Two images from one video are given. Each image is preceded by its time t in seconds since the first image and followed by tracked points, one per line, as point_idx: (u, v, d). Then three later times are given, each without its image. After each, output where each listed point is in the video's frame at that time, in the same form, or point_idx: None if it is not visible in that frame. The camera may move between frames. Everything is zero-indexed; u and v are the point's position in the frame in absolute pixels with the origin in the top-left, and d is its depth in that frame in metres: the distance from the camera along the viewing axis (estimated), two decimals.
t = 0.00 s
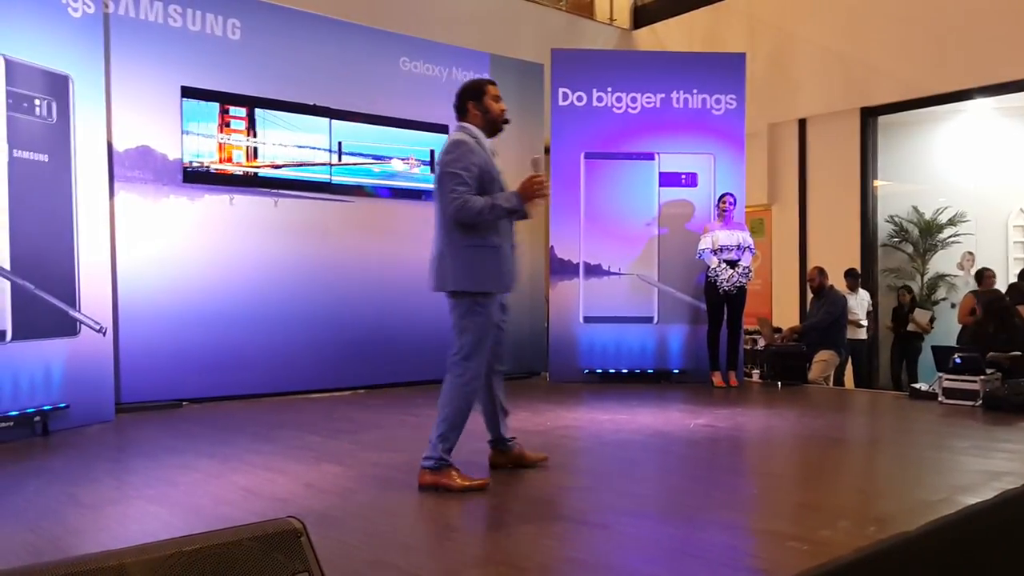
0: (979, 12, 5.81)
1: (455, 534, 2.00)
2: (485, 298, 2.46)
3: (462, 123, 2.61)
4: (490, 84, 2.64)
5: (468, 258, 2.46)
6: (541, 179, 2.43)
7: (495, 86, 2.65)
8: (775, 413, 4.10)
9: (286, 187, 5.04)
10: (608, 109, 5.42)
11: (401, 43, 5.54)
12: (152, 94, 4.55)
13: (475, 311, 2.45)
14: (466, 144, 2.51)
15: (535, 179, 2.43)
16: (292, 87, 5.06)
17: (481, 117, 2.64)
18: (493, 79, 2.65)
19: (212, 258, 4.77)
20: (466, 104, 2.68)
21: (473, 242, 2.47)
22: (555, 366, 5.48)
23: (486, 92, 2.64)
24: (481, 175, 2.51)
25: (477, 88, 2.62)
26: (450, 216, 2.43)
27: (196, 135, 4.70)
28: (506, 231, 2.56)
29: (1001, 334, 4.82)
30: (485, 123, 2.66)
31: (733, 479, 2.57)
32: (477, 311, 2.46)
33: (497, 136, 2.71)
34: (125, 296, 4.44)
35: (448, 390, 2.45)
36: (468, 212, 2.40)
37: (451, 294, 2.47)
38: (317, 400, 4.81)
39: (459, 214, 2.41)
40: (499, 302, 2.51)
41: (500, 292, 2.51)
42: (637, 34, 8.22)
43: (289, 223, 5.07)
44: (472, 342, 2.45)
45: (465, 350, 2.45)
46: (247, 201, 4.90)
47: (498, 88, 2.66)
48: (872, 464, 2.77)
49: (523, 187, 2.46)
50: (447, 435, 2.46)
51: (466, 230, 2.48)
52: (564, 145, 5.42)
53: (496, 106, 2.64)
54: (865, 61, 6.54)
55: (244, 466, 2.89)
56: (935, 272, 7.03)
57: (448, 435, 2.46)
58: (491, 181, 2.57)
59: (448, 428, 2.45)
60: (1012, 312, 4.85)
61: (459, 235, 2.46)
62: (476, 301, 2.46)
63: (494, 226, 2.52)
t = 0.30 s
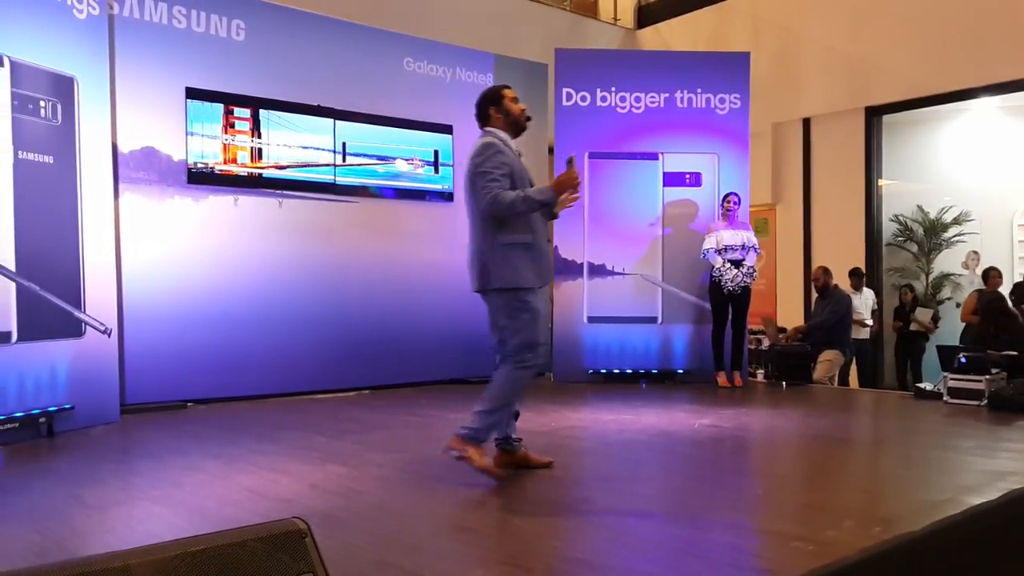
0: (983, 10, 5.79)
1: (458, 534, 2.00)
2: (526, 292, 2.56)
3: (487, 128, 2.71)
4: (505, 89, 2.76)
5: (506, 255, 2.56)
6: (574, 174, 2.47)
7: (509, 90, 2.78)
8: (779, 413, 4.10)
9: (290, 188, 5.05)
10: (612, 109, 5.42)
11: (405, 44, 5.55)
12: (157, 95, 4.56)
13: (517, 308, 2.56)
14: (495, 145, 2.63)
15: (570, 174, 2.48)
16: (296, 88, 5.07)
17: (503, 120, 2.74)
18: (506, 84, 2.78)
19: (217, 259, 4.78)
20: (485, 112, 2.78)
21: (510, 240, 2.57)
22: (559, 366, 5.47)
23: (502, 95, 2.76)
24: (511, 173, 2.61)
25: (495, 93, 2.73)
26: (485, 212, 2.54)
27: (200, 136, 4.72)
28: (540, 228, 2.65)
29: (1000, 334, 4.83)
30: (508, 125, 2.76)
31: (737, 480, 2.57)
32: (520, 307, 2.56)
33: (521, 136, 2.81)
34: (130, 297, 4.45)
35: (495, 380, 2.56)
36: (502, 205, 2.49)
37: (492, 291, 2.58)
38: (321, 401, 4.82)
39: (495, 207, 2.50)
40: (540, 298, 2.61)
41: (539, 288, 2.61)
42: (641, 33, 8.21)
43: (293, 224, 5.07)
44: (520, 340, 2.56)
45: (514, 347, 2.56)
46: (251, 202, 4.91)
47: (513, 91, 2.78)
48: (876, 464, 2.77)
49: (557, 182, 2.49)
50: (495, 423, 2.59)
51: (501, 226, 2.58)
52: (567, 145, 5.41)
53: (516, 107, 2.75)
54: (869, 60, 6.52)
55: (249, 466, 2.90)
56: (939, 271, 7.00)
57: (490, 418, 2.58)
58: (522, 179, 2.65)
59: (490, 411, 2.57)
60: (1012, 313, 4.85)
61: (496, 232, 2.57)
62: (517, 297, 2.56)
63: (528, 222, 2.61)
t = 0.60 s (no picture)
0: (990, 9, 5.77)
1: (463, 534, 2.01)
2: (562, 287, 2.65)
3: (509, 131, 2.82)
4: (524, 91, 2.85)
5: (544, 248, 2.64)
6: (601, 134, 2.51)
7: (528, 91, 2.86)
8: (785, 413, 4.09)
9: (296, 188, 5.06)
10: (618, 109, 5.42)
11: (411, 44, 5.55)
12: (164, 96, 4.58)
13: (561, 303, 2.65)
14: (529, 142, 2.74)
15: (597, 135, 2.52)
16: (302, 89, 5.08)
17: (525, 121, 2.84)
18: (524, 85, 2.87)
19: (224, 259, 4.80)
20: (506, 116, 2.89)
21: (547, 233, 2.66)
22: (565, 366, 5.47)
23: (522, 97, 2.85)
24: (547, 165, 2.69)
25: (513, 96, 2.83)
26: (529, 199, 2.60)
27: (207, 137, 4.73)
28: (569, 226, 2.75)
29: (1005, 334, 4.83)
30: (530, 125, 2.85)
31: (743, 480, 2.57)
32: (560, 301, 2.65)
33: (545, 133, 2.90)
34: (137, 297, 4.47)
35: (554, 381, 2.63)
36: (545, 190, 2.55)
37: (531, 285, 2.64)
38: (327, 401, 4.83)
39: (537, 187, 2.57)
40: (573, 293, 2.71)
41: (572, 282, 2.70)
42: (647, 33, 8.19)
43: (299, 224, 5.08)
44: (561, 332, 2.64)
45: (560, 343, 2.64)
46: (258, 202, 4.92)
47: (532, 92, 2.87)
48: (882, 464, 2.75)
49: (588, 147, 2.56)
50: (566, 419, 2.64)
51: (540, 220, 2.67)
52: (573, 144, 5.40)
53: (535, 107, 2.84)
54: (876, 59, 6.50)
55: (256, 466, 2.91)
56: (946, 271, 6.97)
57: (571, 421, 2.65)
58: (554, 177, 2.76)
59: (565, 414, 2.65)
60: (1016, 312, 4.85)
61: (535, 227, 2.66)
62: (557, 289, 2.65)
63: (560, 218, 2.71)
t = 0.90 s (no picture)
0: (989, 10, 5.78)
1: (463, 534, 2.01)
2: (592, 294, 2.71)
3: (544, 137, 2.85)
4: (564, 100, 2.88)
5: (578, 257, 2.69)
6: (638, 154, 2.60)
7: (567, 100, 2.90)
8: (784, 413, 4.09)
9: (295, 189, 5.06)
10: (617, 109, 5.42)
11: (410, 45, 5.55)
12: (163, 97, 4.58)
13: (591, 310, 2.71)
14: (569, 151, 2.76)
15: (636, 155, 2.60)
16: (301, 89, 5.08)
17: (560, 129, 2.87)
18: (565, 94, 2.90)
19: (223, 260, 4.80)
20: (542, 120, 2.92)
21: (580, 243, 2.70)
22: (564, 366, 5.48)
23: (560, 105, 2.88)
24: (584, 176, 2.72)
25: (552, 103, 2.85)
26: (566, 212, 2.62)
27: (206, 138, 4.73)
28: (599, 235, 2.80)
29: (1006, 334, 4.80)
30: (564, 134, 2.88)
31: (743, 480, 2.57)
32: (589, 307, 2.71)
33: (576, 144, 2.93)
34: (137, 297, 4.47)
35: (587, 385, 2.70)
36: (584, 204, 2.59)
37: (561, 292, 2.69)
38: (327, 401, 4.83)
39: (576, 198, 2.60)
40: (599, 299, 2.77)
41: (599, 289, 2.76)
42: (647, 33, 8.19)
43: (298, 224, 5.08)
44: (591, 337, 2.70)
45: (588, 347, 2.70)
46: (257, 203, 4.92)
47: (571, 102, 2.90)
48: (881, 464, 2.76)
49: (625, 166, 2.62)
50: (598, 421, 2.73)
51: (573, 229, 2.69)
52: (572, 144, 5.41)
53: (572, 117, 2.88)
54: (876, 60, 6.51)
55: (256, 466, 2.90)
56: (945, 271, 6.97)
57: (607, 421, 2.75)
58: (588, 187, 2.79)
59: (601, 415, 2.73)
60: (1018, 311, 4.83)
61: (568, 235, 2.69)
62: (587, 297, 2.70)
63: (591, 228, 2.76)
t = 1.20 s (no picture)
0: (976, 13, 5.83)
1: (450, 534, 2.01)
2: (612, 299, 2.75)
3: (586, 135, 2.90)
4: (616, 104, 2.92)
5: (601, 261, 2.74)
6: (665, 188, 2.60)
7: (618, 106, 2.94)
8: (771, 413, 4.11)
9: (283, 188, 5.03)
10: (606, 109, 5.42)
11: (400, 44, 5.54)
12: (150, 95, 4.55)
13: (610, 314, 2.75)
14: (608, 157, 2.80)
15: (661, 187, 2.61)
16: (290, 88, 5.06)
17: (603, 132, 2.92)
18: (618, 99, 2.94)
19: (211, 259, 4.77)
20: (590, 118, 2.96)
21: (602, 249, 2.74)
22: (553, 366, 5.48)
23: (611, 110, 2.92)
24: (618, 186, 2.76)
25: (603, 105, 2.90)
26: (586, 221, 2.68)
27: (194, 137, 4.71)
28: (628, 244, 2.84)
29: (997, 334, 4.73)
30: (605, 137, 2.93)
31: (730, 479, 2.58)
32: (608, 311, 2.74)
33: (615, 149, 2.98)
34: (124, 298, 4.44)
35: (596, 384, 2.74)
36: (603, 218, 2.63)
37: (581, 292, 2.74)
38: (314, 401, 4.81)
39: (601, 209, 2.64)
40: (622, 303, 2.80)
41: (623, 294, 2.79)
42: (636, 34, 8.21)
43: (286, 224, 5.06)
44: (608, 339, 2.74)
45: (603, 348, 2.73)
46: (245, 202, 4.90)
47: (622, 108, 2.94)
48: (867, 464, 2.77)
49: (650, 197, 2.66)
50: (602, 422, 2.76)
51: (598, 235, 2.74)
52: (560, 144, 5.42)
53: (618, 124, 2.93)
54: (863, 61, 6.55)
55: (243, 467, 2.89)
56: (932, 271, 7.01)
57: (606, 424, 2.76)
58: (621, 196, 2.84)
59: (604, 416, 2.76)
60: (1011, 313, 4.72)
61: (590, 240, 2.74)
62: (606, 302, 2.74)
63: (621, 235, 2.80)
